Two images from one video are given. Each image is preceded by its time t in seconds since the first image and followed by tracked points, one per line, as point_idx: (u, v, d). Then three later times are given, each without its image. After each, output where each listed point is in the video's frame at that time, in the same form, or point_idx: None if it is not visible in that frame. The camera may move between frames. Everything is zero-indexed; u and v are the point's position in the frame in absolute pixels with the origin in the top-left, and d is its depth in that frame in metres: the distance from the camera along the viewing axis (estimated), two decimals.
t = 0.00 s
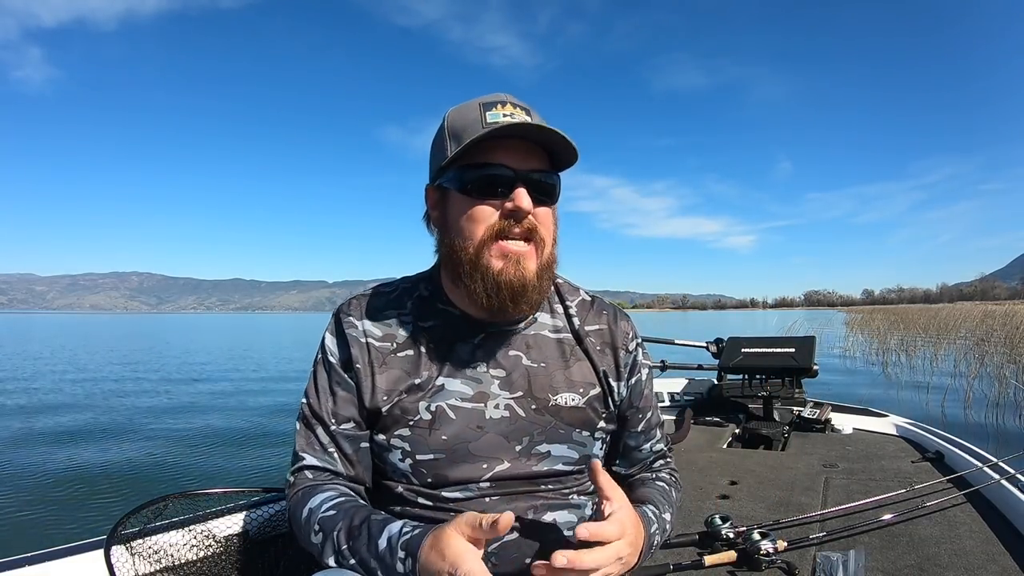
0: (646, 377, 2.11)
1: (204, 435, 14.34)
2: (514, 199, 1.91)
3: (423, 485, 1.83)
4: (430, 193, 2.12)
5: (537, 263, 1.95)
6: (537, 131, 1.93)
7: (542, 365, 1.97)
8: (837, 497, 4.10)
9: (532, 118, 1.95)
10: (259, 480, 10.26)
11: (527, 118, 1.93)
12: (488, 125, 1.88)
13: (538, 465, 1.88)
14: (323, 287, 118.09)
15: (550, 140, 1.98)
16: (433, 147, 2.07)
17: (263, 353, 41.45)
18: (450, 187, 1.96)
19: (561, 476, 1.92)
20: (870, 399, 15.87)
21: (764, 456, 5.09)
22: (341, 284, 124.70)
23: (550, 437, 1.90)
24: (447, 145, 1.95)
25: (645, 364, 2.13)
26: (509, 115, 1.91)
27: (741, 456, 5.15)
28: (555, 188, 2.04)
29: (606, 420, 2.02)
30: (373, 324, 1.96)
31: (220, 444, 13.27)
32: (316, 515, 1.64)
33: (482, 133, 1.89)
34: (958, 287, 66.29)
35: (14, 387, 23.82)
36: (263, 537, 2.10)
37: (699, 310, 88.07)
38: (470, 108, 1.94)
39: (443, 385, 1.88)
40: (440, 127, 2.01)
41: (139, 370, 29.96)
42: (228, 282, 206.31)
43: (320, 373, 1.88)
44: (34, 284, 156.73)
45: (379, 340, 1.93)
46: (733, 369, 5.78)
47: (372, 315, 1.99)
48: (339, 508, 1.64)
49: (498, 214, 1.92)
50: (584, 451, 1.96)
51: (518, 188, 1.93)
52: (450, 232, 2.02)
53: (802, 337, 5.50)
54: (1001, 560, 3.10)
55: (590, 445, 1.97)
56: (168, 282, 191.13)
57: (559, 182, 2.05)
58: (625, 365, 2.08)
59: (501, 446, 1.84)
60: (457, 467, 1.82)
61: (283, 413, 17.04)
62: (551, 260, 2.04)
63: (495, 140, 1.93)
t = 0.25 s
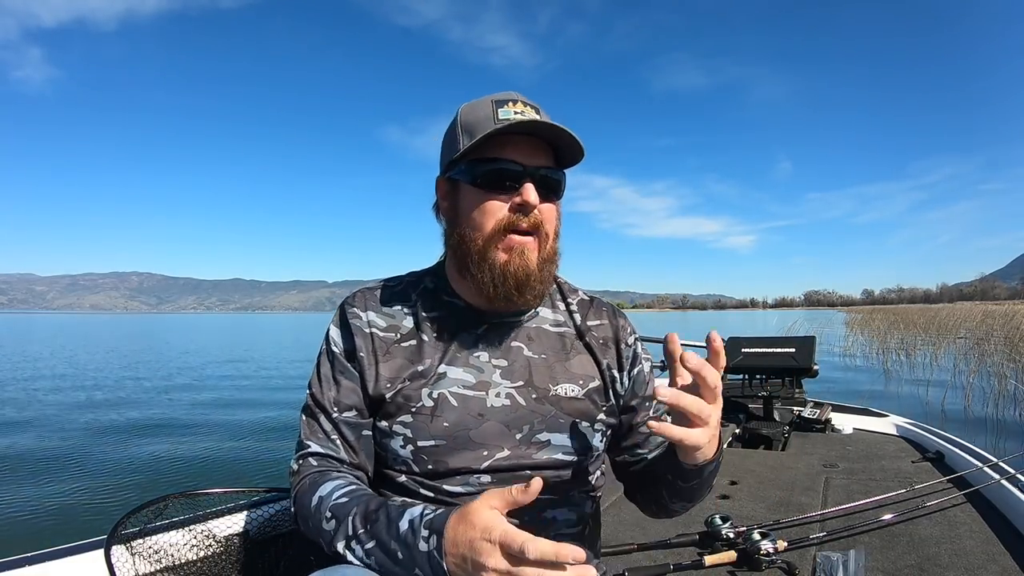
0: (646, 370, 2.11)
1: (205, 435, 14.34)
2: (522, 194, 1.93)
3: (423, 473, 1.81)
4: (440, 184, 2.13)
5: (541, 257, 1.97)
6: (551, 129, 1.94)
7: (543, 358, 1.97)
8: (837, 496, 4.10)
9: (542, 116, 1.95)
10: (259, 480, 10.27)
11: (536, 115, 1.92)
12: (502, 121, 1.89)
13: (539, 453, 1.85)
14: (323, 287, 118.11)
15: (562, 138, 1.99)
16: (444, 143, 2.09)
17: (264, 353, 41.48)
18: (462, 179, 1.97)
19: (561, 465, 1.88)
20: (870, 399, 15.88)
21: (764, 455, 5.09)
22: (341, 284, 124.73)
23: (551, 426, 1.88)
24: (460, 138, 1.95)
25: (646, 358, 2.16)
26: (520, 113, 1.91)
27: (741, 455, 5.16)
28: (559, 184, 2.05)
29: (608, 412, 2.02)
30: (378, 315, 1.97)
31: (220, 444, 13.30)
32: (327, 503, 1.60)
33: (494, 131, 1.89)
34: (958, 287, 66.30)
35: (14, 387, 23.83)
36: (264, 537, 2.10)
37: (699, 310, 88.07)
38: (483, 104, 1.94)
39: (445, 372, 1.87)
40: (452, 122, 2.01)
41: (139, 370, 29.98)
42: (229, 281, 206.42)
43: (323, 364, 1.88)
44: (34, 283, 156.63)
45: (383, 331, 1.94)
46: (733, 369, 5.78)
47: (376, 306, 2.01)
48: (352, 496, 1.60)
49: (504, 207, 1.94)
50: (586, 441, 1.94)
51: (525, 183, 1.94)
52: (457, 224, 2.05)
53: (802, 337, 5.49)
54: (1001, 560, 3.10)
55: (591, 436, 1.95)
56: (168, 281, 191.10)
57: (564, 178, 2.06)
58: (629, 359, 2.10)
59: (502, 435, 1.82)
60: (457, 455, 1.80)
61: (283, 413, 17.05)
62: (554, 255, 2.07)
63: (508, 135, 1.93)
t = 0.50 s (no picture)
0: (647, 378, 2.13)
1: (204, 435, 14.31)
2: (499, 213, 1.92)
3: (422, 475, 1.81)
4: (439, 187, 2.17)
5: (518, 275, 1.94)
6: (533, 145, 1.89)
7: (540, 362, 1.97)
8: (837, 496, 4.09)
9: (534, 124, 1.92)
10: (259, 480, 10.26)
11: (527, 125, 1.89)
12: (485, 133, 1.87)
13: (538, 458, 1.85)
14: (323, 287, 118.07)
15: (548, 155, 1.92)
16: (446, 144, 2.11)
17: (263, 353, 41.47)
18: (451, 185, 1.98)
19: (560, 469, 1.90)
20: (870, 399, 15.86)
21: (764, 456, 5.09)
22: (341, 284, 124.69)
23: (549, 431, 1.88)
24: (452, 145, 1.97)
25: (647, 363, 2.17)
26: (508, 122, 1.89)
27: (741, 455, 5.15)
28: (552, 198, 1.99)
29: (606, 415, 2.02)
30: (378, 315, 1.98)
31: (220, 444, 13.28)
32: (337, 498, 1.59)
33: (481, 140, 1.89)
34: (958, 287, 66.24)
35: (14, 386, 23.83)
36: (263, 537, 2.09)
37: (699, 310, 87.99)
38: (476, 110, 1.93)
39: (444, 376, 1.88)
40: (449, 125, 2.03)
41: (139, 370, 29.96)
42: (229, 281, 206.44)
43: (324, 363, 1.88)
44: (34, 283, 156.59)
45: (382, 332, 1.94)
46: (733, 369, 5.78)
47: (376, 307, 2.02)
48: (362, 489, 1.60)
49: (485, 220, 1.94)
50: (584, 444, 1.94)
51: (505, 199, 1.92)
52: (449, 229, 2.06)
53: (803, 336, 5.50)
54: (1001, 560, 3.10)
55: (589, 439, 1.95)
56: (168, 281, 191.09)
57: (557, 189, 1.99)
58: (630, 366, 2.10)
59: (501, 439, 1.83)
60: (456, 458, 1.79)
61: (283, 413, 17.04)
62: (541, 267, 2.04)
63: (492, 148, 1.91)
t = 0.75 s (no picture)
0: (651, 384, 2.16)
1: (203, 435, 14.29)
2: (489, 206, 1.91)
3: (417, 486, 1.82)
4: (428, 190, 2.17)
5: (515, 269, 1.94)
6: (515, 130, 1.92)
7: (539, 369, 1.96)
8: (837, 496, 4.09)
9: (518, 114, 1.92)
10: (259, 480, 10.25)
11: (510, 116, 1.90)
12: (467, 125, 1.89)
13: (533, 469, 1.86)
14: (323, 287, 118.05)
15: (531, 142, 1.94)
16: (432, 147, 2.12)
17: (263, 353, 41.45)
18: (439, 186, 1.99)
19: (558, 479, 1.90)
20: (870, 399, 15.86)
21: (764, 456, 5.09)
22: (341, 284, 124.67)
23: (546, 441, 1.88)
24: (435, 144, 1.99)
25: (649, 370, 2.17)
26: (491, 113, 1.90)
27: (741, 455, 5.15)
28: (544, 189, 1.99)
29: (605, 423, 2.01)
30: (370, 323, 1.98)
31: (219, 444, 13.26)
32: (320, 500, 1.60)
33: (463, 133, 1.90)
34: (958, 286, 66.25)
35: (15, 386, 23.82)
36: (263, 537, 2.08)
37: (698, 310, 87.97)
38: (458, 107, 1.95)
39: (438, 386, 1.87)
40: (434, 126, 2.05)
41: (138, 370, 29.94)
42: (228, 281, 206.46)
43: (316, 374, 1.88)
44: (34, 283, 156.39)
45: (374, 340, 1.94)
46: (733, 369, 5.78)
47: (367, 313, 2.02)
48: (344, 489, 1.62)
49: (477, 216, 1.94)
50: (583, 455, 1.94)
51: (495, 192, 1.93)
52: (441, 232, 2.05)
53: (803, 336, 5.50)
54: (1001, 560, 3.10)
55: (588, 449, 1.95)
56: (168, 281, 190.93)
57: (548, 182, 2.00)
58: (631, 371, 2.10)
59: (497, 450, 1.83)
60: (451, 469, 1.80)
61: (282, 413, 17.02)
62: (537, 260, 2.03)
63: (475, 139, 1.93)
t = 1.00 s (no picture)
0: (653, 390, 2.10)
1: (204, 435, 14.28)
2: (496, 207, 1.90)
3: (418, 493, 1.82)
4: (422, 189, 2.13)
5: (522, 273, 1.94)
6: (521, 128, 1.90)
7: (542, 373, 1.97)
8: (836, 497, 4.09)
9: (520, 110, 1.91)
10: (259, 480, 10.24)
11: (513, 112, 1.89)
12: (469, 122, 1.87)
13: (536, 476, 1.86)
14: (322, 287, 118.02)
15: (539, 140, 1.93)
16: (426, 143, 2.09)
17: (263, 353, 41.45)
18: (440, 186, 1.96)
19: (561, 486, 1.90)
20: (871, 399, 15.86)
21: (764, 456, 5.09)
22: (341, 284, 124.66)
23: (549, 448, 1.88)
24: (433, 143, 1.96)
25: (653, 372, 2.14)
26: (493, 110, 1.88)
27: (741, 456, 5.15)
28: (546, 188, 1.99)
29: (608, 428, 2.01)
30: (368, 328, 1.97)
31: (220, 444, 13.25)
32: (302, 510, 1.64)
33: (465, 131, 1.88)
34: (958, 286, 66.30)
35: (15, 386, 23.82)
36: (263, 538, 2.08)
37: (698, 310, 87.96)
38: (457, 103, 1.93)
39: (438, 393, 1.88)
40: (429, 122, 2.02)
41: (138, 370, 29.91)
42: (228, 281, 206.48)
43: (313, 381, 1.88)
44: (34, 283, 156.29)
45: (374, 346, 1.93)
46: (733, 370, 5.77)
47: (364, 317, 2.02)
48: (323, 500, 1.64)
49: (482, 219, 1.92)
50: (586, 461, 1.94)
51: (500, 194, 1.92)
52: (442, 235, 2.02)
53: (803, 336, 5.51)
54: (1001, 560, 3.10)
55: (591, 455, 1.95)
56: (168, 281, 190.86)
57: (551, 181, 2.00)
58: (632, 372, 2.08)
59: (498, 456, 1.84)
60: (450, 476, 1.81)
61: (283, 413, 17.01)
62: (541, 262, 2.03)
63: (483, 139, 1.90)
